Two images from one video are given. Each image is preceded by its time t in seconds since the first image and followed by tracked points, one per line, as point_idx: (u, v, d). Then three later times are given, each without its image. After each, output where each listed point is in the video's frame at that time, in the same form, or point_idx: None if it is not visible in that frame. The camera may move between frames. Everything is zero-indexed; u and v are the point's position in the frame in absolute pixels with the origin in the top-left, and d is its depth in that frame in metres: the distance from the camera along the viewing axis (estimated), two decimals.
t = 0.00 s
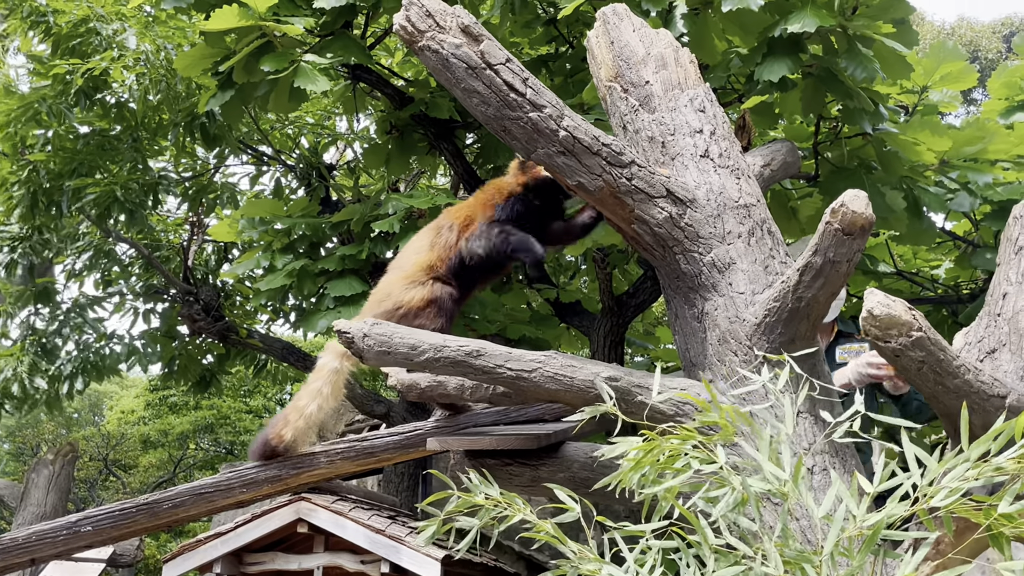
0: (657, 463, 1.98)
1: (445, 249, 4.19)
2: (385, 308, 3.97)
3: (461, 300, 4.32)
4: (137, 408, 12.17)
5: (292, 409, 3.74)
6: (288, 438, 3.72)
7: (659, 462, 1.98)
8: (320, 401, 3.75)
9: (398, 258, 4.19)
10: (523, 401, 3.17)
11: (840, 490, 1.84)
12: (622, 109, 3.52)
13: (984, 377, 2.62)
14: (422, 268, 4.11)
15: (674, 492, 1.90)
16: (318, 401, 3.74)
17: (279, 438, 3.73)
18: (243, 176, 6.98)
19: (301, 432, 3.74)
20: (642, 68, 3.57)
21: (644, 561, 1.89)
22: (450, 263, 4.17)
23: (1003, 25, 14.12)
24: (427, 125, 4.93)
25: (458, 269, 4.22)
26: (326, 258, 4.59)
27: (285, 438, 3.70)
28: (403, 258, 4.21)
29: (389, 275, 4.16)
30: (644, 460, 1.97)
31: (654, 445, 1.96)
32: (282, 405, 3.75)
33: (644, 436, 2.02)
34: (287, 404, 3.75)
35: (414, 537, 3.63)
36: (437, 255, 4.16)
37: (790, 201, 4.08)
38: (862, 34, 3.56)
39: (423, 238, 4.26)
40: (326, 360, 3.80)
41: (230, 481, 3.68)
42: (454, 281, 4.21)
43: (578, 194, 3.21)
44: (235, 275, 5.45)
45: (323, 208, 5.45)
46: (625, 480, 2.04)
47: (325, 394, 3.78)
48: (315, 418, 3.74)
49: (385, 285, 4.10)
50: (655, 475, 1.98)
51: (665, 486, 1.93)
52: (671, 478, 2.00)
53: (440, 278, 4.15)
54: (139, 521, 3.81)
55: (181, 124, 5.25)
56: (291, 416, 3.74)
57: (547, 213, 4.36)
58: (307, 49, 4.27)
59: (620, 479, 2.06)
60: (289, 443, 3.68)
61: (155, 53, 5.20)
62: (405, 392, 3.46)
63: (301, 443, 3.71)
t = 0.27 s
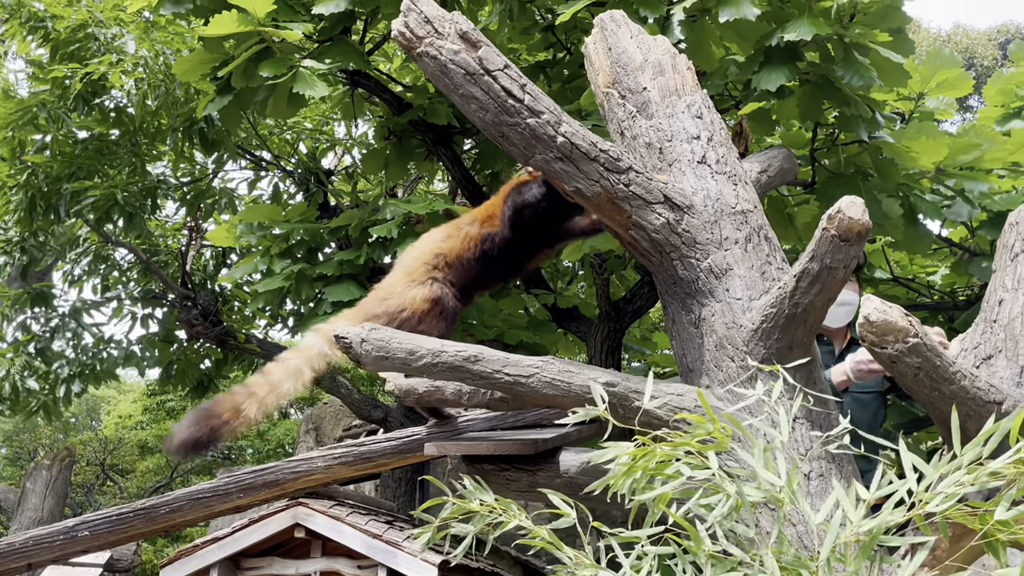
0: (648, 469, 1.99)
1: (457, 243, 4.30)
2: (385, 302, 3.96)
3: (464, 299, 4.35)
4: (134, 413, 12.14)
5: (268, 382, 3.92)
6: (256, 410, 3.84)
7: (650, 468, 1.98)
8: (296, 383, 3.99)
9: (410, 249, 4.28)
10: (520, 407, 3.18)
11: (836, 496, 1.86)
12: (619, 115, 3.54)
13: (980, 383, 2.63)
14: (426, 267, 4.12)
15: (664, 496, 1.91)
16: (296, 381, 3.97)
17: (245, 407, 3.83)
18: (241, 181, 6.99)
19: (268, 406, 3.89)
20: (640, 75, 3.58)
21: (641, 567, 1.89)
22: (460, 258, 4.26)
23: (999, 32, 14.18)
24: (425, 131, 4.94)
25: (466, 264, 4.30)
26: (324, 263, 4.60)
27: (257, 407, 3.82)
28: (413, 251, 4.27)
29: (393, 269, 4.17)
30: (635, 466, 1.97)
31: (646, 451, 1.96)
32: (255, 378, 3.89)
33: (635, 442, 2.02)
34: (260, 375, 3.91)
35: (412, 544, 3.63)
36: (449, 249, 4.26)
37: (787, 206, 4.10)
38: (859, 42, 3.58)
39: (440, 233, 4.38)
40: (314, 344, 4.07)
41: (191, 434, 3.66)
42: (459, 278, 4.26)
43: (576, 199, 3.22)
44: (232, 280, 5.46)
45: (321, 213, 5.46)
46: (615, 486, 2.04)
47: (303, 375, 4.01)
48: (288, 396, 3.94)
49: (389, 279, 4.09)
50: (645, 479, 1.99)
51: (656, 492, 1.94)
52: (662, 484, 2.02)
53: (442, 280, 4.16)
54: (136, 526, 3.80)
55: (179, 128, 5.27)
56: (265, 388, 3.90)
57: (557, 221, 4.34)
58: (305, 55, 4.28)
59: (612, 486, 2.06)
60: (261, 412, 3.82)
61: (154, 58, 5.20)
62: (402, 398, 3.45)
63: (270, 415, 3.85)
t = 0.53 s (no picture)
0: (658, 481, 1.98)
1: (464, 251, 4.26)
2: (395, 319, 3.94)
3: (473, 304, 4.35)
4: (130, 420, 12.09)
5: (289, 393, 3.80)
6: (287, 424, 3.73)
7: (662, 480, 1.98)
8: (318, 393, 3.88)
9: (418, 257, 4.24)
10: (519, 416, 3.16)
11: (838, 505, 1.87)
12: (619, 124, 3.53)
13: (981, 393, 2.61)
14: (435, 281, 4.09)
15: (678, 513, 1.92)
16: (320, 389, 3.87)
17: (274, 422, 3.70)
18: (238, 188, 6.98)
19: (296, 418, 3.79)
20: (639, 83, 3.58)
21: None
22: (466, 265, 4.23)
23: (998, 40, 14.22)
24: (424, 138, 4.93)
25: (474, 273, 4.27)
26: (322, 270, 4.58)
27: (287, 421, 3.70)
28: (421, 261, 4.23)
29: (401, 281, 4.12)
30: (646, 478, 1.97)
31: (656, 462, 1.96)
32: (276, 390, 3.76)
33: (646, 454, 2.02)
34: (281, 388, 3.78)
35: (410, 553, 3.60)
36: (456, 257, 4.22)
37: (787, 216, 4.09)
38: (858, 53, 3.59)
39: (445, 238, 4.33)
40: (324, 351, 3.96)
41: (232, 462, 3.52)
42: (467, 287, 4.25)
43: (575, 208, 3.21)
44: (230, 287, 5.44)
45: (319, 220, 5.44)
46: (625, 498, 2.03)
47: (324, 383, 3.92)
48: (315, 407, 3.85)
49: (397, 293, 4.05)
50: (655, 492, 1.98)
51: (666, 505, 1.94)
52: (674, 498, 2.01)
53: (451, 293, 4.14)
54: (132, 535, 3.78)
55: (177, 135, 5.26)
56: (289, 400, 3.78)
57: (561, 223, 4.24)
58: (304, 62, 4.27)
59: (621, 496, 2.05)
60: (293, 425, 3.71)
61: (152, 65, 5.19)
62: (401, 407, 3.43)
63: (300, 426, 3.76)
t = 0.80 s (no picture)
0: (666, 487, 1.98)
1: (465, 258, 4.24)
2: (400, 331, 3.90)
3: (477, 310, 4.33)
4: (128, 427, 12.06)
5: (304, 411, 3.83)
6: (305, 440, 3.74)
7: (668, 485, 1.98)
8: (331, 404, 3.94)
9: (420, 267, 4.20)
10: (519, 425, 3.15)
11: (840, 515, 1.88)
12: (620, 132, 3.54)
13: (981, 403, 2.61)
14: (438, 291, 4.04)
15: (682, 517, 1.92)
16: (331, 402, 3.93)
17: (292, 440, 3.70)
18: (238, 196, 6.98)
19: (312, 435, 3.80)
20: (640, 92, 3.58)
21: None
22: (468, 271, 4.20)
23: (996, 50, 14.28)
24: (424, 147, 4.94)
25: (476, 281, 4.23)
26: (322, 278, 4.58)
27: (304, 437, 3.71)
28: (424, 271, 4.19)
29: (404, 291, 4.07)
30: (652, 482, 1.97)
31: (663, 467, 1.96)
32: (290, 411, 3.77)
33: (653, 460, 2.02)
34: (295, 407, 3.80)
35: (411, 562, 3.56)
36: (458, 265, 4.19)
37: (787, 225, 4.09)
38: (858, 62, 3.59)
39: (445, 245, 4.29)
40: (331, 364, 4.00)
41: (256, 482, 3.50)
42: (471, 294, 4.22)
43: (576, 217, 3.21)
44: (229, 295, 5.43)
45: (319, 228, 5.44)
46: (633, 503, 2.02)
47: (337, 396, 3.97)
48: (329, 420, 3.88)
49: (400, 304, 4.00)
50: (664, 498, 1.97)
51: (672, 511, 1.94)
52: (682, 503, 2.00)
53: (455, 303, 4.09)
54: (132, 543, 3.77)
55: (177, 143, 5.26)
56: (303, 417, 3.79)
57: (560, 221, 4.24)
58: (304, 70, 4.28)
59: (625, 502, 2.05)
60: (310, 441, 3.71)
61: (152, 73, 5.19)
62: (401, 415, 3.41)
63: (318, 441, 3.77)
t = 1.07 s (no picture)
0: (653, 491, 1.98)
1: (474, 261, 4.21)
2: (409, 337, 3.92)
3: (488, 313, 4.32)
4: (127, 435, 12.04)
5: (321, 411, 3.85)
6: (323, 439, 3.75)
7: (658, 490, 1.97)
8: (349, 403, 3.94)
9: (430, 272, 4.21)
10: (519, 432, 3.15)
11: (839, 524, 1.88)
12: (619, 140, 3.56)
13: (981, 412, 2.60)
14: (447, 296, 4.05)
15: (673, 523, 1.90)
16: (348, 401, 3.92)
17: (310, 441, 3.73)
18: (238, 203, 6.98)
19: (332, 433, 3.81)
20: (640, 100, 3.60)
21: None
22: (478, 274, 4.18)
23: (995, 58, 14.33)
24: (424, 154, 4.94)
25: (485, 285, 4.22)
26: (322, 286, 4.58)
27: (321, 436, 3.73)
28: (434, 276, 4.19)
29: (414, 298, 4.09)
30: (642, 487, 1.96)
31: (652, 472, 1.95)
32: (308, 412, 3.81)
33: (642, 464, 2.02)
34: (313, 408, 3.84)
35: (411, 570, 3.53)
36: (467, 269, 4.18)
37: (787, 233, 4.10)
38: (859, 70, 3.60)
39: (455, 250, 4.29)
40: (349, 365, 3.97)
41: (277, 482, 3.58)
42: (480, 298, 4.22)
43: (576, 225, 3.21)
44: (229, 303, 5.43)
45: (319, 235, 5.45)
46: (620, 507, 2.02)
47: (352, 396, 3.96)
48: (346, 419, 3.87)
49: (410, 310, 4.02)
50: (649, 502, 1.97)
51: (661, 516, 1.93)
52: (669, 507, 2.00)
53: (464, 307, 4.09)
54: (131, 551, 3.76)
55: (178, 150, 5.27)
56: (321, 417, 3.82)
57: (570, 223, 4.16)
58: (304, 78, 4.29)
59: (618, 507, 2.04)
60: (327, 440, 3.73)
61: (153, 80, 5.20)
62: (400, 423, 3.40)
63: (337, 441, 3.77)
